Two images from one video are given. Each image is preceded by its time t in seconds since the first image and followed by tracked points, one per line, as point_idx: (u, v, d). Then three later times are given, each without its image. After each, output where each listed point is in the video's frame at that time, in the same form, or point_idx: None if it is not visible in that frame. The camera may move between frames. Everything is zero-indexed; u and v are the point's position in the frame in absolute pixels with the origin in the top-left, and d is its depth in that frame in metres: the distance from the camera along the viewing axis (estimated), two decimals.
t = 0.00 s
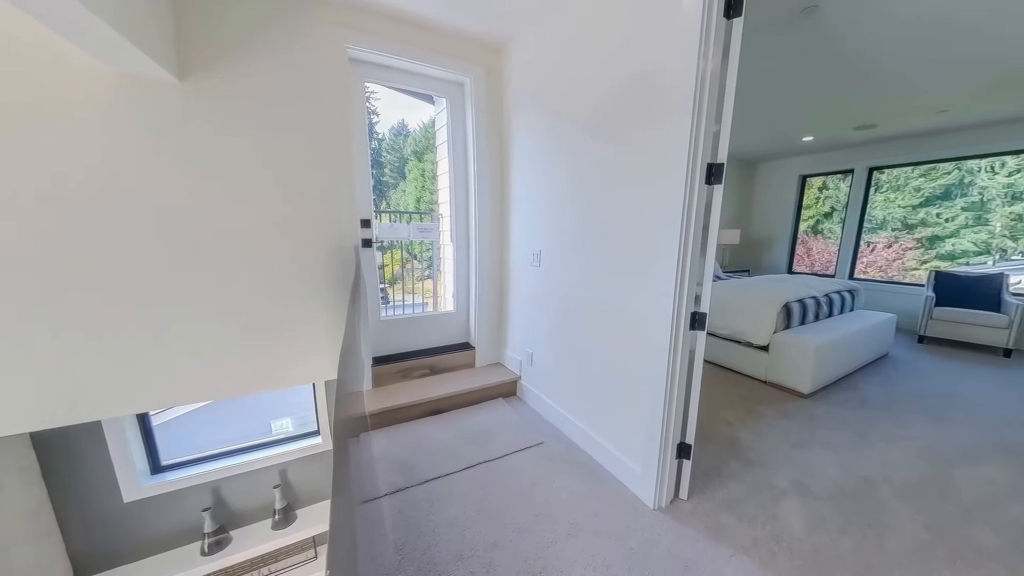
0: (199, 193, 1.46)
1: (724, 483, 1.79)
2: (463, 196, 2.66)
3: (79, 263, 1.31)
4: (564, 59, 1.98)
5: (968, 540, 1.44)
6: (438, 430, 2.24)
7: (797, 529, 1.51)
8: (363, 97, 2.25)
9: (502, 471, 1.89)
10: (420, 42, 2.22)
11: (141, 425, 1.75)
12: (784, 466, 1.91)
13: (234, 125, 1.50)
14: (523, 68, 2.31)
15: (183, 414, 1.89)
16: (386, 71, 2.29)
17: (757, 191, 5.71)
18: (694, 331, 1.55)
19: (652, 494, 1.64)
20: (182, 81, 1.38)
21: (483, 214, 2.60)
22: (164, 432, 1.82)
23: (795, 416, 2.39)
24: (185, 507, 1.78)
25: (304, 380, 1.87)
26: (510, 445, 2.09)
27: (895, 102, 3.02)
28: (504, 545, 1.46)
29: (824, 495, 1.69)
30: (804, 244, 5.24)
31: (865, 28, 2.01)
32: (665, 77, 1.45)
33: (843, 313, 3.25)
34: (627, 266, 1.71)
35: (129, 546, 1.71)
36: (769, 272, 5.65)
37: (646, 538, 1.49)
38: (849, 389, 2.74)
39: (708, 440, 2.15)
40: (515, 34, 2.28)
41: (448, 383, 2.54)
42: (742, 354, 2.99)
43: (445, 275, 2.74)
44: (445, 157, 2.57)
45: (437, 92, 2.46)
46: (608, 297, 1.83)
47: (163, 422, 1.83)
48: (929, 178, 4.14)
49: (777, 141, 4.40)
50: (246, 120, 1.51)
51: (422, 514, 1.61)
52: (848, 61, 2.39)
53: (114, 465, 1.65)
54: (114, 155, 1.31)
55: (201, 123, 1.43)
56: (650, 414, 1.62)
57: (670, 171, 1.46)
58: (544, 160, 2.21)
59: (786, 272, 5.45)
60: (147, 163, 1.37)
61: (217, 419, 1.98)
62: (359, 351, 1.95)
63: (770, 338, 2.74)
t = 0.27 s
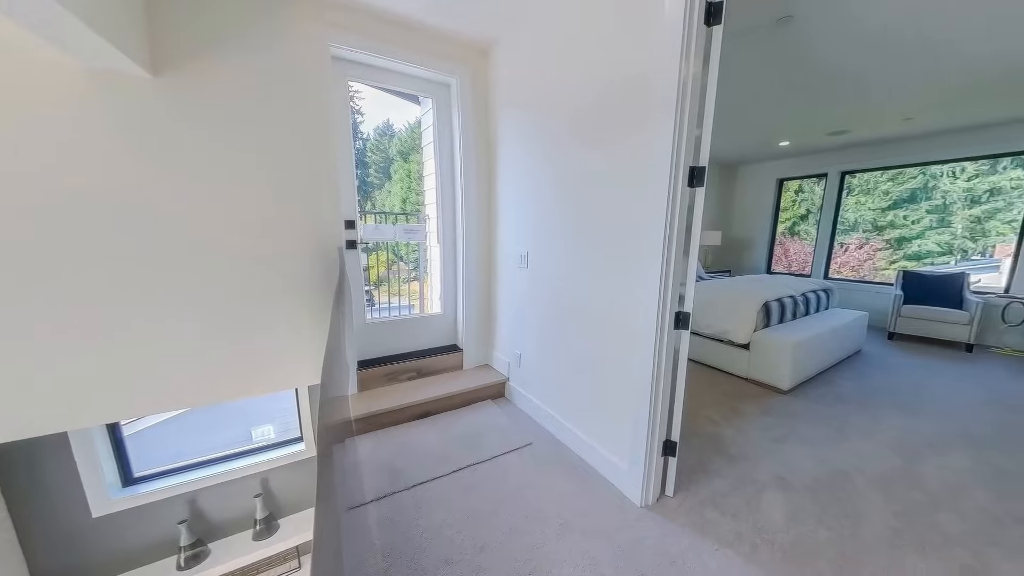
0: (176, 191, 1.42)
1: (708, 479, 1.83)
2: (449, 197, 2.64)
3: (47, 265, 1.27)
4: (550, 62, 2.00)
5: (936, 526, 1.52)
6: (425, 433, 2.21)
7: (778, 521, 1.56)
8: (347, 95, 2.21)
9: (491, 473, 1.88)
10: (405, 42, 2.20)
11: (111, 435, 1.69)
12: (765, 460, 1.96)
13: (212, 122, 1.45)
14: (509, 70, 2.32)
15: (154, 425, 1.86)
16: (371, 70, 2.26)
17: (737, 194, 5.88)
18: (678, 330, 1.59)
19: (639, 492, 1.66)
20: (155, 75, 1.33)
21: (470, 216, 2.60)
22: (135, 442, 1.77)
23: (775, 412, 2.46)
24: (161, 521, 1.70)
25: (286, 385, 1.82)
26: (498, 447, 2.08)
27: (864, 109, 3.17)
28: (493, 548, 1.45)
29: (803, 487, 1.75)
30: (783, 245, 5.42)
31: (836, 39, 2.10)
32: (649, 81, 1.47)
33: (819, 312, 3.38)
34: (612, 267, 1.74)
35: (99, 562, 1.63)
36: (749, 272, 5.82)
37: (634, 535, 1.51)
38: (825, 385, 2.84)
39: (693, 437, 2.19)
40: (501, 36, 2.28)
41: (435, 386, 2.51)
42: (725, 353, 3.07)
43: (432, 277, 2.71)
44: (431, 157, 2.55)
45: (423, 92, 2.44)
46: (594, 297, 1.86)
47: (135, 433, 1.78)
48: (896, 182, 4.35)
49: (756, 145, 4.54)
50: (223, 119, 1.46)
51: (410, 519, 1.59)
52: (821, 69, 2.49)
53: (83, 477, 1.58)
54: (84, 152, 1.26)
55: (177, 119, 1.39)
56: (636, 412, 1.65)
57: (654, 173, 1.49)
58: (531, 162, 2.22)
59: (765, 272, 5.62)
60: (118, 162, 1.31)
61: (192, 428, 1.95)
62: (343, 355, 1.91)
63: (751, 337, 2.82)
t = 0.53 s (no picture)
0: (145, 190, 1.35)
1: (691, 474, 1.87)
2: (434, 198, 2.62)
3: None
4: (533, 65, 2.01)
5: (901, 513, 1.60)
6: (410, 438, 2.18)
7: (757, 514, 1.61)
8: (327, 94, 2.16)
9: (477, 476, 1.87)
10: (387, 42, 2.18)
11: (71, 449, 1.55)
12: (744, 455, 2.03)
13: (185, 118, 1.40)
14: (493, 71, 2.32)
15: (121, 435, 1.70)
16: (352, 69, 2.22)
17: (715, 197, 6.08)
18: (660, 329, 1.62)
19: (624, 490, 1.68)
20: (120, 70, 1.27)
21: (454, 217, 2.58)
22: (99, 456, 1.63)
23: (752, 407, 2.55)
24: (130, 538, 1.61)
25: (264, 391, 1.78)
26: (485, 450, 2.07)
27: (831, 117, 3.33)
28: (480, 552, 1.44)
29: (780, 480, 1.82)
30: (758, 246, 5.62)
31: (805, 49, 2.20)
32: (630, 86, 1.51)
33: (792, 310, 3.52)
34: (596, 268, 1.76)
35: None
36: (727, 272, 6.01)
37: (620, 532, 1.53)
38: (799, 381, 2.96)
39: (676, 434, 2.24)
40: (485, 37, 2.28)
41: (420, 389, 2.48)
42: (705, 351, 3.16)
43: (416, 279, 2.68)
44: (415, 158, 2.52)
45: (405, 92, 2.41)
46: (579, 298, 1.88)
47: (97, 446, 1.63)
48: (862, 187, 4.58)
49: (732, 150, 4.71)
50: (195, 117, 1.41)
51: (395, 526, 1.56)
52: (791, 78, 2.60)
53: (42, 495, 1.47)
54: (41, 149, 1.19)
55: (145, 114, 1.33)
56: (621, 410, 1.67)
57: (636, 176, 1.52)
58: (515, 164, 2.23)
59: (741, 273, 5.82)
60: (80, 161, 1.24)
61: (165, 438, 1.79)
62: (324, 359, 1.86)
63: (729, 335, 2.91)
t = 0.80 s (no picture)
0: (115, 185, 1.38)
1: (677, 471, 1.91)
2: (420, 199, 2.59)
3: None
4: (519, 68, 2.02)
5: (872, 502, 1.67)
6: (397, 443, 2.14)
7: (740, 508, 1.65)
8: (310, 93, 2.12)
9: (466, 479, 1.85)
10: (372, 41, 2.16)
11: (34, 464, 1.48)
12: (727, 451, 2.08)
13: (156, 116, 1.42)
14: (479, 73, 2.32)
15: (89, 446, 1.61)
16: (336, 68, 2.19)
17: (697, 199, 6.23)
18: (646, 329, 1.64)
19: (612, 488, 1.70)
20: (89, 64, 1.30)
21: (441, 218, 2.56)
22: (65, 470, 1.55)
23: (735, 404, 2.61)
24: (99, 553, 1.53)
25: (242, 396, 1.77)
26: (473, 452, 2.06)
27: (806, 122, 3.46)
28: (469, 554, 1.43)
29: (761, 474, 1.88)
30: (739, 247, 5.78)
31: (781, 57, 2.28)
32: (614, 90, 1.53)
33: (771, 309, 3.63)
34: (583, 269, 1.77)
35: None
36: (710, 273, 6.16)
37: (608, 530, 1.54)
38: (779, 377, 3.05)
39: (662, 432, 2.28)
40: (471, 39, 2.28)
41: (407, 393, 2.45)
42: (689, 350, 3.22)
43: (402, 280, 2.64)
44: (401, 158, 2.49)
45: (391, 92, 2.38)
46: (566, 299, 1.89)
47: (62, 459, 1.55)
48: (835, 190, 4.78)
49: (713, 154, 4.84)
50: (165, 113, 1.44)
51: (382, 532, 1.53)
52: (768, 86, 2.70)
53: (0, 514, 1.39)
54: (8, 142, 1.22)
55: (114, 114, 1.35)
56: (608, 410, 1.69)
57: (621, 178, 1.55)
58: (502, 166, 2.23)
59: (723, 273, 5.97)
60: (48, 155, 1.28)
61: (137, 446, 1.72)
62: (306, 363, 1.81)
63: (712, 334, 2.99)
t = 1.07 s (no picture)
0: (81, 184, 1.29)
1: (663, 469, 1.94)
2: (406, 200, 2.56)
3: None
4: (505, 70, 2.02)
5: (848, 493, 1.74)
6: (383, 447, 2.11)
7: (724, 503, 1.69)
8: (291, 91, 2.07)
9: (454, 482, 1.84)
10: (356, 40, 2.13)
11: None
12: (711, 447, 2.13)
13: (127, 111, 1.35)
14: (465, 74, 2.31)
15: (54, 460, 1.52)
16: (318, 66, 2.15)
17: (680, 202, 6.37)
18: (631, 329, 1.67)
19: (599, 487, 1.71)
20: (54, 57, 1.22)
21: (428, 220, 2.54)
22: (28, 485, 1.45)
23: (717, 402, 2.68)
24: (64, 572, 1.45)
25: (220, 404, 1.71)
26: (461, 455, 2.05)
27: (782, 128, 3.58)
28: (458, 558, 1.42)
29: (743, 469, 1.93)
30: (720, 249, 5.93)
31: (759, 65, 2.35)
32: (599, 94, 1.55)
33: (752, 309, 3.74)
34: (570, 271, 1.79)
35: None
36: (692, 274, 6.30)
37: (596, 529, 1.55)
38: (759, 375, 3.15)
39: (648, 430, 2.31)
40: (457, 41, 2.28)
41: (394, 397, 2.41)
42: (673, 349, 3.28)
43: (387, 282, 2.60)
44: (386, 159, 2.46)
45: (375, 91, 2.35)
46: (553, 300, 1.90)
47: (24, 474, 1.46)
48: (810, 194, 4.96)
49: (694, 157, 4.96)
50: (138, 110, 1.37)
51: (369, 539, 1.50)
52: (747, 92, 2.78)
53: None
54: None
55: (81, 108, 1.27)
56: (595, 409, 1.71)
57: (606, 180, 1.57)
58: (489, 167, 2.23)
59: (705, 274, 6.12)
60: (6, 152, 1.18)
61: (106, 460, 1.63)
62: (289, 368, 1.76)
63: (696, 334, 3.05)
